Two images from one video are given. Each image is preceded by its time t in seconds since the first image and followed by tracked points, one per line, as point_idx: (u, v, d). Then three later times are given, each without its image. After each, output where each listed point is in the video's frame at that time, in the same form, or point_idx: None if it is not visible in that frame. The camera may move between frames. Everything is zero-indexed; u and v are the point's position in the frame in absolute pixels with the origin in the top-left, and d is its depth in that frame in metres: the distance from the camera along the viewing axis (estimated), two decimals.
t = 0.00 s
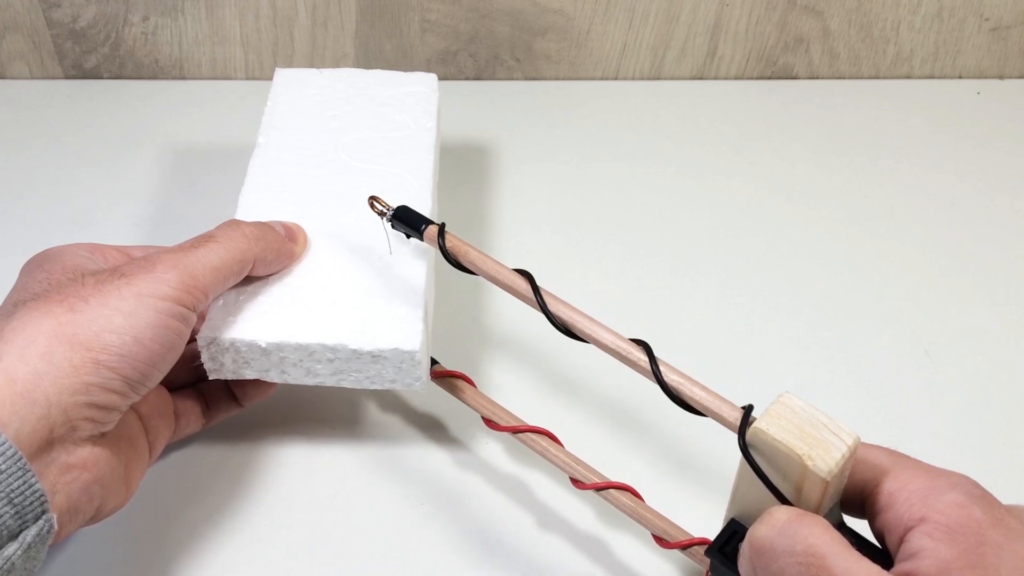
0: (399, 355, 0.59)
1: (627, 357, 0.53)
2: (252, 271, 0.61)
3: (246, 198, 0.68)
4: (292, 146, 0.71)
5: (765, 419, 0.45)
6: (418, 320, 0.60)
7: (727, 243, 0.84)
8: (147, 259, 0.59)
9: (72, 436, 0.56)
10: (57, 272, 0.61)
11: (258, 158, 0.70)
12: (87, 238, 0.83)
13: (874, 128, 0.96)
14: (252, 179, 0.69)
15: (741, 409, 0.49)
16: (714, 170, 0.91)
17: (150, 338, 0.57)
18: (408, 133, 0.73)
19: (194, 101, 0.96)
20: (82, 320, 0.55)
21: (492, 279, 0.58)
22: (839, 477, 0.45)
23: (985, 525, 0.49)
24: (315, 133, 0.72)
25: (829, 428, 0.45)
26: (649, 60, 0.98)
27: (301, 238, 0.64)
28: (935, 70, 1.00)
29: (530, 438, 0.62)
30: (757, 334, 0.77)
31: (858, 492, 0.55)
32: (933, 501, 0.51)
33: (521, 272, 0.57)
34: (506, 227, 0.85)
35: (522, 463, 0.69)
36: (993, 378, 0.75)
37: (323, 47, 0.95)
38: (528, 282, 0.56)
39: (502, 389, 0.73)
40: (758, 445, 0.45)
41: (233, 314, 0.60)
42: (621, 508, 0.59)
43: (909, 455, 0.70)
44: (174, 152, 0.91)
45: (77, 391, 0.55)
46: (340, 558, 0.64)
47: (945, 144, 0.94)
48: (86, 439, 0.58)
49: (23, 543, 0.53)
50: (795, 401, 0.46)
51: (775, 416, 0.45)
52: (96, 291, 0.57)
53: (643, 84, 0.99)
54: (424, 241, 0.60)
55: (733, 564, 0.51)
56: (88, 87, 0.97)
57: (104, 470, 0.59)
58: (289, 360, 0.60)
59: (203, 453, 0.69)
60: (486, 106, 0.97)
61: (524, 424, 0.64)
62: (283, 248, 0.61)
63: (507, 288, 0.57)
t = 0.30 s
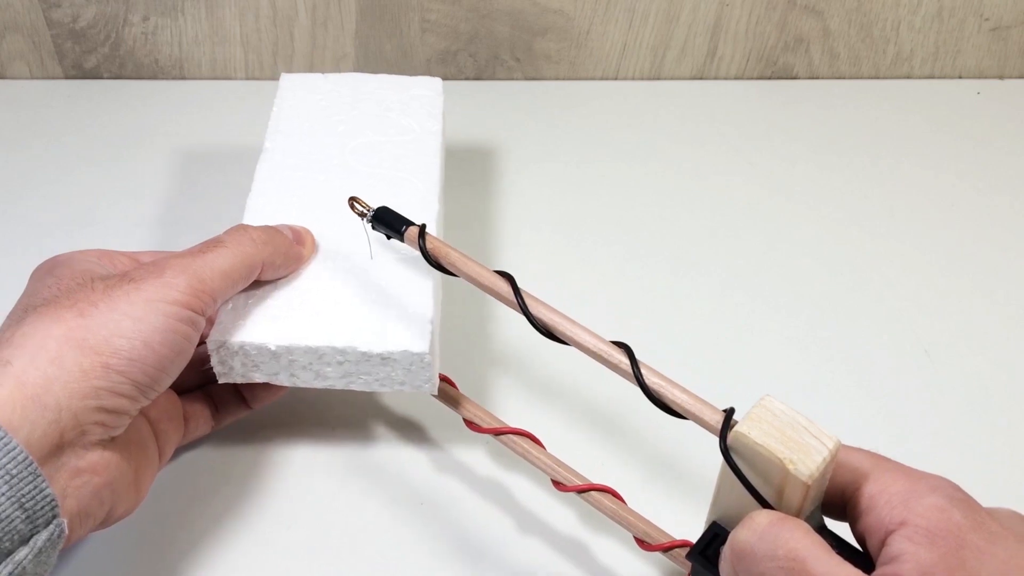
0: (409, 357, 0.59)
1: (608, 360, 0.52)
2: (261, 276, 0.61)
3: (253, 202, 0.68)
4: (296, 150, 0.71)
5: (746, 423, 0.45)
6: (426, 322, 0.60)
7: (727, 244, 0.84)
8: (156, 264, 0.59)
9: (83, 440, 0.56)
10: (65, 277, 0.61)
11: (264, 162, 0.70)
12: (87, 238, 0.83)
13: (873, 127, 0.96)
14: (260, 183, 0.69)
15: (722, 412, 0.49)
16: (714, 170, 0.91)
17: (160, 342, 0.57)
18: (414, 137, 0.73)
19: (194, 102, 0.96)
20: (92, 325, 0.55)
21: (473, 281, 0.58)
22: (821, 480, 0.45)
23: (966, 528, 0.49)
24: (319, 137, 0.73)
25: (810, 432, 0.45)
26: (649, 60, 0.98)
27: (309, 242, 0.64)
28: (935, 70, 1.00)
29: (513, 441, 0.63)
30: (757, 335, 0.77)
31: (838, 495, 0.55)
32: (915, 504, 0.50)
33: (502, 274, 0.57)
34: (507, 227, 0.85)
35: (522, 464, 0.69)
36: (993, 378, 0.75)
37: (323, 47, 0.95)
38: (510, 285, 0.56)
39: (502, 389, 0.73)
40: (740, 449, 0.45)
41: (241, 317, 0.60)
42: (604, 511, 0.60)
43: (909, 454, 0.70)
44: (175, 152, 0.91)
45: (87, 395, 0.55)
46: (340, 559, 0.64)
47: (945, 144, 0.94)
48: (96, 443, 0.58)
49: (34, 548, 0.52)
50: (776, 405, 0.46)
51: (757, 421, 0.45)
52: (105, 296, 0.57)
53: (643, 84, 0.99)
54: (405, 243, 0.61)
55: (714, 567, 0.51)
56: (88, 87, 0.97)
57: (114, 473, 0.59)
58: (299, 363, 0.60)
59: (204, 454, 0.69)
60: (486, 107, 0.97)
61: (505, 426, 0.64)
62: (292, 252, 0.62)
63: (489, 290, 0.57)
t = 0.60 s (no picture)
0: (410, 350, 0.59)
1: (607, 367, 0.53)
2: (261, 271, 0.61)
3: (253, 198, 0.68)
4: (295, 146, 0.71)
5: (749, 428, 0.45)
6: (427, 315, 0.60)
7: (727, 243, 0.84)
8: (157, 259, 0.59)
9: (84, 434, 0.56)
10: (66, 272, 0.61)
11: (264, 158, 0.70)
12: (87, 238, 0.83)
13: (874, 127, 0.96)
14: (259, 179, 0.69)
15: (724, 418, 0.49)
16: (714, 170, 0.91)
17: (161, 337, 0.57)
18: (413, 131, 0.73)
19: (194, 102, 0.96)
20: (93, 319, 0.55)
21: (466, 289, 0.58)
22: (825, 485, 0.45)
23: (973, 530, 0.48)
24: (318, 133, 0.73)
25: (814, 437, 0.45)
26: (649, 60, 0.98)
27: (309, 237, 0.64)
28: (936, 70, 1.00)
29: (510, 449, 0.62)
30: (757, 335, 0.77)
31: (843, 500, 0.55)
32: (920, 507, 0.50)
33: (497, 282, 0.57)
34: (507, 226, 0.85)
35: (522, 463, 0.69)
36: (993, 378, 0.75)
37: (323, 47, 0.95)
38: (505, 294, 0.56)
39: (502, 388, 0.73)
40: (744, 456, 0.45)
41: (240, 312, 0.60)
42: (603, 517, 0.59)
43: (909, 454, 0.70)
44: (175, 152, 0.91)
45: (89, 390, 0.55)
46: (339, 558, 0.63)
47: (945, 144, 0.94)
48: (98, 438, 0.58)
49: (36, 541, 0.52)
50: (778, 409, 0.46)
51: (759, 426, 0.45)
52: (107, 290, 0.57)
53: (643, 84, 0.99)
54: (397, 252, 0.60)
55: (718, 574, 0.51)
56: (88, 88, 0.97)
57: (116, 468, 0.59)
58: (300, 357, 0.60)
59: (204, 452, 0.69)
60: (486, 107, 0.97)
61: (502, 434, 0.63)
62: (292, 248, 0.62)
63: (483, 299, 0.57)
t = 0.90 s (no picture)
0: (403, 347, 0.59)
1: (621, 383, 0.53)
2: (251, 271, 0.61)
3: (241, 199, 0.68)
4: (283, 146, 0.71)
5: (766, 440, 0.45)
6: (418, 314, 0.60)
7: (728, 244, 0.84)
8: (146, 259, 0.59)
9: (75, 435, 0.57)
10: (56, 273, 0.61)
11: (251, 159, 0.70)
12: (87, 238, 0.83)
13: (873, 127, 0.96)
14: (247, 180, 0.69)
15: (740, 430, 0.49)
16: (715, 170, 0.91)
17: (151, 337, 0.57)
18: (400, 130, 0.73)
19: (194, 102, 0.96)
20: (83, 320, 0.56)
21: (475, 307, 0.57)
22: (844, 497, 0.44)
23: (994, 537, 0.48)
24: (306, 132, 0.73)
25: (833, 448, 0.44)
26: (649, 60, 0.98)
27: (298, 237, 0.64)
28: (935, 70, 1.00)
29: (524, 466, 0.60)
30: (757, 335, 0.77)
31: (864, 511, 0.55)
32: (941, 516, 0.50)
33: (506, 299, 0.57)
34: (507, 225, 0.85)
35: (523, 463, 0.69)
36: (994, 378, 0.75)
37: (323, 47, 0.95)
38: (515, 311, 0.56)
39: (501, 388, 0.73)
40: (762, 469, 0.45)
41: (231, 312, 0.60)
42: (619, 531, 0.57)
43: (909, 454, 0.70)
44: (175, 152, 0.91)
45: (79, 390, 0.55)
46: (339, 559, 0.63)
47: (945, 144, 0.94)
48: (88, 438, 0.58)
49: (26, 542, 0.52)
50: (794, 421, 0.45)
51: (776, 437, 0.45)
52: (96, 291, 0.57)
53: (643, 84, 0.99)
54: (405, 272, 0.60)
55: None
56: (88, 88, 0.97)
57: (107, 468, 0.60)
58: (293, 357, 0.60)
59: (204, 452, 0.69)
60: (485, 106, 0.97)
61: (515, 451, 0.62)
62: (282, 248, 0.62)
63: (492, 316, 0.57)
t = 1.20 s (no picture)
0: (387, 343, 0.59)
1: (633, 374, 0.52)
2: (232, 268, 0.61)
3: (220, 195, 0.68)
4: (263, 142, 0.71)
5: (781, 434, 0.44)
6: (401, 308, 0.60)
7: (728, 243, 0.84)
8: (126, 256, 0.59)
9: (54, 432, 0.57)
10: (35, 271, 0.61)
11: (230, 155, 0.70)
12: (87, 238, 0.83)
13: (873, 127, 0.96)
14: (227, 176, 0.69)
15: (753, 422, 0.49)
16: (715, 170, 0.91)
17: (130, 335, 0.57)
18: (379, 124, 0.73)
19: (194, 102, 0.96)
20: (61, 318, 0.56)
21: (488, 301, 0.57)
22: (858, 490, 0.44)
23: (1011, 531, 0.48)
24: (284, 128, 0.73)
25: (847, 441, 0.44)
26: (649, 60, 0.98)
27: (280, 233, 0.64)
28: (936, 70, 1.00)
29: (534, 458, 0.60)
30: (756, 335, 0.77)
31: (877, 500, 0.55)
32: (957, 507, 0.50)
33: (517, 293, 0.57)
34: (507, 225, 0.85)
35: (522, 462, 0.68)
36: (994, 378, 0.75)
37: (323, 47, 0.95)
38: (526, 303, 0.56)
39: (501, 388, 0.73)
40: (777, 462, 0.45)
41: (212, 309, 0.60)
42: (632, 524, 0.57)
43: (910, 454, 0.70)
44: (176, 152, 0.91)
45: (57, 388, 0.55)
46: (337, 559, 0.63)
47: (945, 144, 0.94)
48: (67, 436, 0.58)
49: (4, 541, 0.52)
50: (809, 414, 0.45)
51: (790, 430, 0.45)
52: (75, 288, 0.57)
53: (643, 84, 0.99)
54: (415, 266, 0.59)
55: None
56: (88, 88, 0.97)
57: (87, 466, 0.60)
58: (276, 353, 0.60)
59: (204, 450, 0.69)
60: (485, 106, 0.97)
61: (526, 443, 0.61)
62: (264, 245, 0.62)
63: (503, 309, 0.56)
